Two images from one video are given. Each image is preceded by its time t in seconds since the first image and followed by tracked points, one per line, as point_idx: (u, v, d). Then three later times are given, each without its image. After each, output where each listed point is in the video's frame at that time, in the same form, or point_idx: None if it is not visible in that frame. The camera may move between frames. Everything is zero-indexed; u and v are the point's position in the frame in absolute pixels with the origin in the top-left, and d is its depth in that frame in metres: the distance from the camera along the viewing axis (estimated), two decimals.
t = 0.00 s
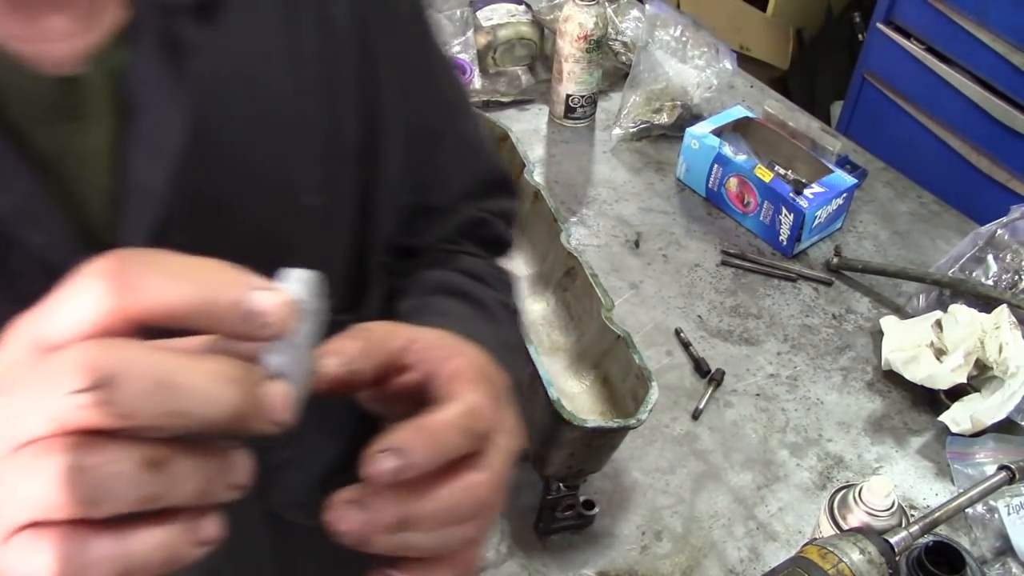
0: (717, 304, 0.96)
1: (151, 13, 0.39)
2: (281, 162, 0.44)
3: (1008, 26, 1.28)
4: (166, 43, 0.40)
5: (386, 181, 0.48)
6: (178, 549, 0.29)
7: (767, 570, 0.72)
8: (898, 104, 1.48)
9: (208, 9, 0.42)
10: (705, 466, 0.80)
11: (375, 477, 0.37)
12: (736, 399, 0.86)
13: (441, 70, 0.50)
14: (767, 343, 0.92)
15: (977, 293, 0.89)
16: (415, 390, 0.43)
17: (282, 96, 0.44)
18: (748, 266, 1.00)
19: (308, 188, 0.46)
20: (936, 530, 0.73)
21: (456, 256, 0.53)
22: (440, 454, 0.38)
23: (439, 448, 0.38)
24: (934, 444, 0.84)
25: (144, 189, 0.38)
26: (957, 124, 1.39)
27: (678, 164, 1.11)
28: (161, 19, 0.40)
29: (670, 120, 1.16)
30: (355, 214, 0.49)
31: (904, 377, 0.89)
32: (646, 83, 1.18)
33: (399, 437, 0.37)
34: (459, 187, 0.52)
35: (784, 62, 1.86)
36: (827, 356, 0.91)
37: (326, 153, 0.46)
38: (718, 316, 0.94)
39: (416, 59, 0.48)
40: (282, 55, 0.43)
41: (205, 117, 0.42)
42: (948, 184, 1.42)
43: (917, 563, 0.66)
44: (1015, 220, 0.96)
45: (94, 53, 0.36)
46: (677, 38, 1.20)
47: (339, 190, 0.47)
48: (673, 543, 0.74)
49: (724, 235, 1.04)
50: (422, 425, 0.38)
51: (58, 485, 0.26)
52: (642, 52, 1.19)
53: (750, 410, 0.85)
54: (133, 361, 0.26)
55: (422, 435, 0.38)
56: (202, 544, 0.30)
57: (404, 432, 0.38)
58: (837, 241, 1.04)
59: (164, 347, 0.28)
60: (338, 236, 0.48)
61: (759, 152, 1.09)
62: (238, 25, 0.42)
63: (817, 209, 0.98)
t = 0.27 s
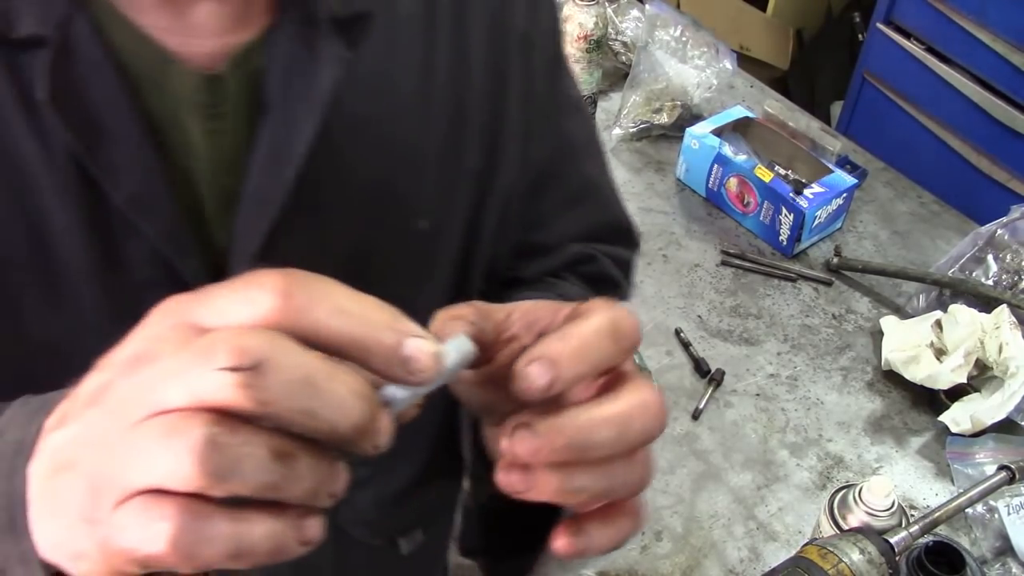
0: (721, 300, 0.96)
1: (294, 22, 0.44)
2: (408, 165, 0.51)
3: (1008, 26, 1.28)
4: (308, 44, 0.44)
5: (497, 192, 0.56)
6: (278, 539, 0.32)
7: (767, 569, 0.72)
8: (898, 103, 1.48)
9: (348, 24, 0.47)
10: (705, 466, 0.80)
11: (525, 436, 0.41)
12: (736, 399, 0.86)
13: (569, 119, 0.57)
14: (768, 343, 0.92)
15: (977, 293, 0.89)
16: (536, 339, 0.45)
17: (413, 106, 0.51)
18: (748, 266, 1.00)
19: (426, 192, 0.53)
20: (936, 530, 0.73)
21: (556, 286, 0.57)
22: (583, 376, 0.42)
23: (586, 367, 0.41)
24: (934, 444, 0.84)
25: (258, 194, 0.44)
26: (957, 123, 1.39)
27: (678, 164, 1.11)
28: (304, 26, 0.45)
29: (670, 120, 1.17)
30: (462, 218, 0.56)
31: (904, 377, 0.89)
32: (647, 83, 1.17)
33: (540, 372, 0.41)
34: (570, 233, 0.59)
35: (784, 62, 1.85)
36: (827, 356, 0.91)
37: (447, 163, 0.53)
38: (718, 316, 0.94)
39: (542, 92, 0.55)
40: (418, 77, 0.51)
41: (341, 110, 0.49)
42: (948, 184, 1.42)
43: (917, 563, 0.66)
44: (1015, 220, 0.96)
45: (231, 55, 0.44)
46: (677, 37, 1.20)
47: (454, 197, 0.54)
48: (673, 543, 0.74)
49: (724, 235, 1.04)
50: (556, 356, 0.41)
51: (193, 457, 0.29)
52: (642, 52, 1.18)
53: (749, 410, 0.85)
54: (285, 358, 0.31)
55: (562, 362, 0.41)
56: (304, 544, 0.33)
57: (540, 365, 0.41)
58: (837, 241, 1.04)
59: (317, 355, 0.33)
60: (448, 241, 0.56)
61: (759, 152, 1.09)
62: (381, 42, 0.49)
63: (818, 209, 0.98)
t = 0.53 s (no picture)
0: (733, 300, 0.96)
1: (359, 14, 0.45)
2: (463, 166, 0.53)
3: (1008, 26, 1.28)
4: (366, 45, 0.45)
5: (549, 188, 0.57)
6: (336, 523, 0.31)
7: (767, 569, 0.72)
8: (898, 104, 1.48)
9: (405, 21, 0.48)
10: (705, 466, 0.80)
11: (583, 405, 0.40)
12: (736, 399, 0.86)
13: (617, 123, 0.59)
14: (768, 343, 0.92)
15: (977, 293, 0.89)
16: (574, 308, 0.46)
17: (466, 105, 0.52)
18: (748, 266, 1.00)
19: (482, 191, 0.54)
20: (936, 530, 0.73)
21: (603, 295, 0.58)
22: (617, 325, 0.44)
23: (620, 319, 0.44)
24: (934, 444, 0.84)
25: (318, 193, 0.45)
26: (957, 124, 1.39)
27: (678, 164, 1.11)
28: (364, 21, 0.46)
29: (669, 120, 1.16)
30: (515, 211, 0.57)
31: (904, 377, 0.89)
32: (647, 83, 1.17)
33: (576, 328, 0.42)
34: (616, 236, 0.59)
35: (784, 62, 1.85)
36: (827, 356, 0.91)
37: (500, 161, 0.54)
38: (718, 317, 0.94)
39: (590, 94, 0.57)
40: (469, 80, 0.52)
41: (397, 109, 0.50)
42: (948, 184, 1.42)
43: (917, 563, 0.66)
44: (1015, 220, 0.96)
45: (290, 53, 0.44)
46: (677, 37, 1.21)
47: (507, 195, 0.56)
48: (673, 543, 0.74)
49: (724, 235, 1.04)
50: (588, 310, 0.43)
51: (284, 444, 0.29)
52: (643, 52, 1.19)
53: (749, 410, 0.85)
54: (374, 356, 0.31)
55: (593, 314, 0.43)
56: (376, 523, 0.33)
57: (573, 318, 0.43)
58: (837, 241, 1.04)
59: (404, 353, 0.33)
60: (501, 237, 0.57)
61: (759, 152, 1.09)
62: (436, 40, 0.50)
63: (817, 209, 0.98)
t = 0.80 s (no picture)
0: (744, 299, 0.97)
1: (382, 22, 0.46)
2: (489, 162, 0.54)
3: (1008, 26, 1.28)
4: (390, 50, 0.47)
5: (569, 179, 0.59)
6: None
7: (767, 569, 0.72)
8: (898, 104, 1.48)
9: (427, 24, 0.48)
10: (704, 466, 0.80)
11: (603, 397, 0.41)
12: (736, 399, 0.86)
13: (629, 117, 0.61)
14: (767, 343, 0.92)
15: (977, 293, 0.89)
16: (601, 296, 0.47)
17: (489, 104, 0.53)
18: (748, 266, 1.00)
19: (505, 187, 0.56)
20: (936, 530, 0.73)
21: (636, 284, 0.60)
22: (641, 312, 0.44)
23: (643, 306, 0.44)
24: (934, 444, 0.84)
25: (349, 196, 0.46)
26: (957, 123, 1.39)
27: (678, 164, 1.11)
28: (387, 25, 0.47)
29: (670, 120, 1.16)
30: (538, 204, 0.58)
31: (904, 377, 0.89)
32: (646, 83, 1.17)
33: (597, 320, 0.43)
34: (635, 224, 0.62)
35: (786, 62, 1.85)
36: (827, 356, 0.91)
37: (521, 156, 0.56)
38: (718, 317, 0.94)
39: (606, 89, 0.59)
40: (491, 79, 0.53)
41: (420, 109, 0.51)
42: (948, 184, 1.42)
43: (917, 563, 0.66)
44: (1015, 220, 0.96)
45: (314, 58, 0.46)
46: (677, 37, 1.22)
47: (529, 190, 0.57)
48: (673, 543, 0.74)
49: (724, 235, 1.04)
50: (605, 298, 0.43)
51: (392, 532, 0.32)
52: (643, 52, 1.19)
53: (749, 410, 0.85)
54: (453, 437, 0.33)
55: (612, 303, 0.43)
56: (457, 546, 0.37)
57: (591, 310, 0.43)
58: (837, 241, 1.04)
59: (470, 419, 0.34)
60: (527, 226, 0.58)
61: (759, 152, 1.09)
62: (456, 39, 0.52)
63: (817, 209, 0.98)
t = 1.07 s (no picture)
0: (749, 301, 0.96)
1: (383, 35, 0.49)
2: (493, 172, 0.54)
3: (1008, 26, 1.28)
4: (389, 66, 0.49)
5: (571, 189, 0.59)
6: None
7: (767, 569, 0.72)
8: (898, 103, 1.48)
9: (426, 31, 0.50)
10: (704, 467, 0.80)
11: (592, 421, 0.44)
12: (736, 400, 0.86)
13: (629, 119, 0.62)
14: (767, 343, 0.92)
15: (977, 293, 0.89)
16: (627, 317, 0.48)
17: (490, 114, 0.54)
18: (748, 266, 1.00)
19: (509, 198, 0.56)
20: (936, 530, 0.73)
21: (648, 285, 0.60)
22: (658, 351, 0.44)
23: (660, 345, 0.44)
24: (934, 444, 0.83)
25: (353, 208, 0.48)
26: (957, 123, 1.38)
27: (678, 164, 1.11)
28: (388, 39, 0.49)
29: (670, 120, 1.16)
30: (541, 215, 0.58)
31: (904, 377, 0.89)
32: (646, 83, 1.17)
33: (610, 365, 0.43)
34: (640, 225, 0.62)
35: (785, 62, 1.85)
36: (827, 356, 0.91)
37: (523, 166, 0.56)
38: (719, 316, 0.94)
39: (608, 92, 0.60)
40: (489, 90, 0.54)
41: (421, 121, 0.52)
42: (948, 184, 1.42)
43: (917, 563, 0.66)
44: (1015, 220, 0.96)
45: (314, 71, 0.47)
46: (677, 37, 1.22)
47: (534, 199, 0.57)
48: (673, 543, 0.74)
49: (725, 235, 1.04)
50: (616, 338, 0.43)
51: None
52: (643, 52, 1.18)
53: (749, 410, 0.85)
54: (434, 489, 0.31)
55: (625, 343, 0.43)
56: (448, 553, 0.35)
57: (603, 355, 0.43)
58: (837, 241, 1.04)
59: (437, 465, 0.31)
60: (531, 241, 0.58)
61: (759, 152, 1.09)
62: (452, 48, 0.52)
63: (817, 209, 0.98)
